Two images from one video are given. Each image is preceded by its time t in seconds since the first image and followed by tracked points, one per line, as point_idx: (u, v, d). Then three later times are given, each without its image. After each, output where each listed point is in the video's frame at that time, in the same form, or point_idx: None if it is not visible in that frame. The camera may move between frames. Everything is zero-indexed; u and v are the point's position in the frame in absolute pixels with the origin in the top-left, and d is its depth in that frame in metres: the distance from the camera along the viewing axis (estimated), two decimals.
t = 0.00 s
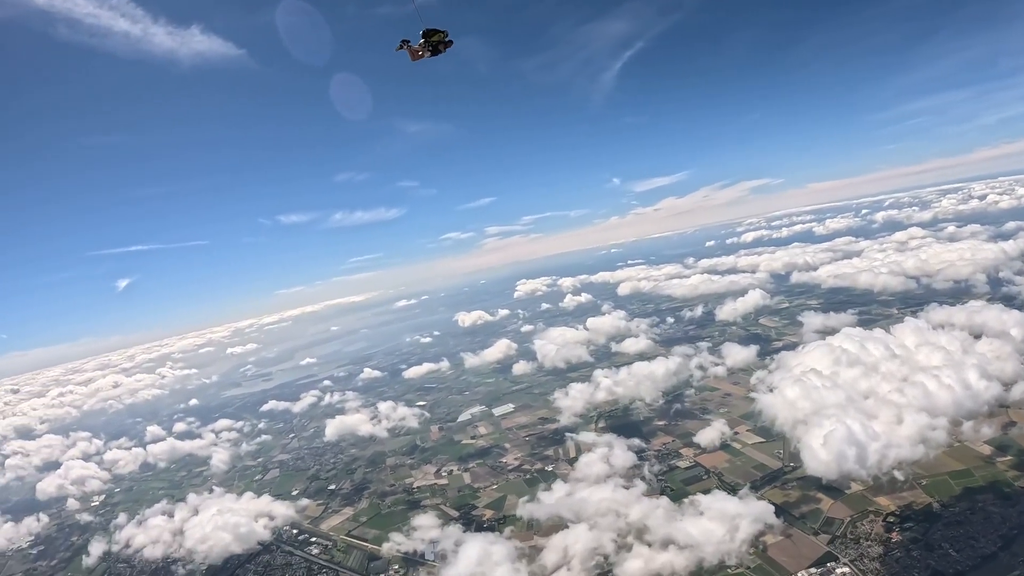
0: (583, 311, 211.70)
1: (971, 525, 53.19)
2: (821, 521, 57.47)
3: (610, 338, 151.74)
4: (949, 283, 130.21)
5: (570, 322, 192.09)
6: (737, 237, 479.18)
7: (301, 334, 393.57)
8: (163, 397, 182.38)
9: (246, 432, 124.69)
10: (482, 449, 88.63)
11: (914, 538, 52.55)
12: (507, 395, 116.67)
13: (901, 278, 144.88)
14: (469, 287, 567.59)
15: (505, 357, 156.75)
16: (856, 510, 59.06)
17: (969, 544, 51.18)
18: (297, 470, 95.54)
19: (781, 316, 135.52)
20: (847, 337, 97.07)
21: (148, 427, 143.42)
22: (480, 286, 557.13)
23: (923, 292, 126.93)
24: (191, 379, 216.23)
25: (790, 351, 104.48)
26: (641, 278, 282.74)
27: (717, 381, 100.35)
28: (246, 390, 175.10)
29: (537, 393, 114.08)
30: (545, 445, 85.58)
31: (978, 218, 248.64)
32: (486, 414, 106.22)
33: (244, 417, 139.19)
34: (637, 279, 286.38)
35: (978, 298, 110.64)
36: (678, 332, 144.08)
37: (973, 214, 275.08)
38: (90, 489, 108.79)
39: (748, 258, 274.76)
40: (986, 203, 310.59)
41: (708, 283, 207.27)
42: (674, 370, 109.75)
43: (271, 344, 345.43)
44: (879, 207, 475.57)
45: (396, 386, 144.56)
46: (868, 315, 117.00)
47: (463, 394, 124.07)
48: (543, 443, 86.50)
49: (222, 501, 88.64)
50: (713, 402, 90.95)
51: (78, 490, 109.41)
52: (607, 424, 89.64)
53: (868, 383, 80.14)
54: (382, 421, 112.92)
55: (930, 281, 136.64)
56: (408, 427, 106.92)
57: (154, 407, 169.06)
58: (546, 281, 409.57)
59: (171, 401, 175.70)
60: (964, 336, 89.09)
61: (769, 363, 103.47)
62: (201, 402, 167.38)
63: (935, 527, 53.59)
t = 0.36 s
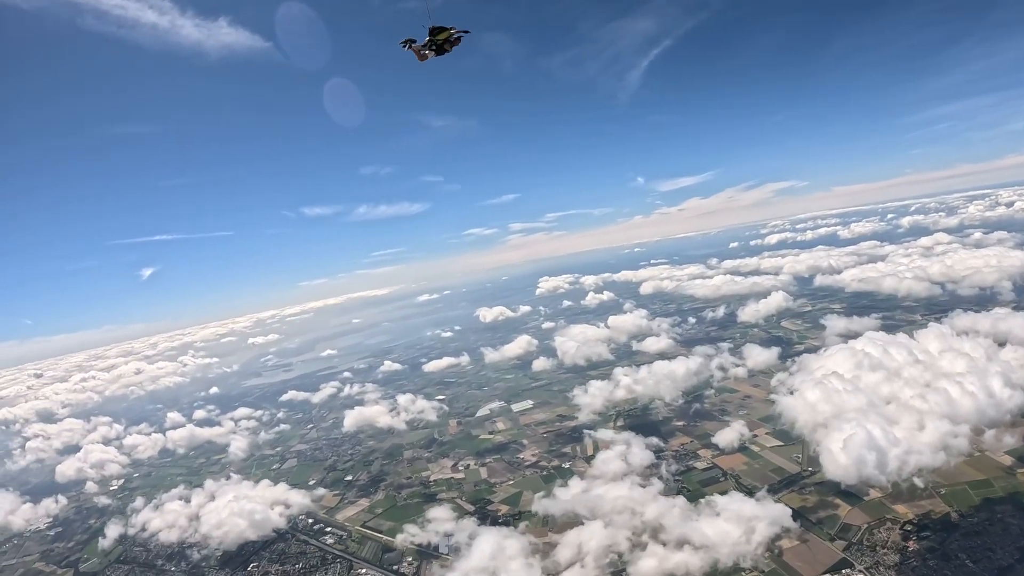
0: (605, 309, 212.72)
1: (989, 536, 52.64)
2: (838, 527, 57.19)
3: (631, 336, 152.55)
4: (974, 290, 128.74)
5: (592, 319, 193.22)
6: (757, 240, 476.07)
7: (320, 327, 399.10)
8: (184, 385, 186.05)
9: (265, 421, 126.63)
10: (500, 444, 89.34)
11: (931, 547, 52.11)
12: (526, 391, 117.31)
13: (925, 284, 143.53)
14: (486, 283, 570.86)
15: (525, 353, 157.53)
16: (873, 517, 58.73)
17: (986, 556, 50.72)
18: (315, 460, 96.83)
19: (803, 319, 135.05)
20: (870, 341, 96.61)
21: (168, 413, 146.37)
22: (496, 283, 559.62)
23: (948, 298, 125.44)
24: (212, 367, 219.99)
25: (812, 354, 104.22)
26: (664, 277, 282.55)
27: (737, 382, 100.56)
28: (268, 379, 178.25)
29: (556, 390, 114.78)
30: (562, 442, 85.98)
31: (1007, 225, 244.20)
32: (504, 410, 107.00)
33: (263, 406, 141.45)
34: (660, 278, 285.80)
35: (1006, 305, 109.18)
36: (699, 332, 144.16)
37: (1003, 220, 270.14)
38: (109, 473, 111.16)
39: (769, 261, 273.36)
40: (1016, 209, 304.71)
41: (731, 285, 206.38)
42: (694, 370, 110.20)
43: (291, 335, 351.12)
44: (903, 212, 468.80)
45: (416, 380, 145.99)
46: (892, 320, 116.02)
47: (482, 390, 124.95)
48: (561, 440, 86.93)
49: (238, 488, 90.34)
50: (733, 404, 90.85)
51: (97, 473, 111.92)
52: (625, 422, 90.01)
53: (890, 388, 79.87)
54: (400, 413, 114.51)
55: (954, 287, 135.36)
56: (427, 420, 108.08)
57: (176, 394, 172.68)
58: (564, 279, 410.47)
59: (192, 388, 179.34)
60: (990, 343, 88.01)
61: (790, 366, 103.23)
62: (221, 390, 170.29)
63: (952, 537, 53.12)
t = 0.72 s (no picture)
0: (636, 309, 212.15)
1: (1018, 545, 51.44)
2: (864, 533, 56.59)
3: (658, 337, 152.87)
4: (1008, 292, 126.10)
5: (621, 319, 193.64)
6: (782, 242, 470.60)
7: (345, 327, 404.88)
8: (212, 381, 189.96)
9: (291, 417, 128.83)
10: (525, 444, 89.96)
11: (958, 555, 51.15)
12: (552, 390, 117.85)
13: (956, 287, 141.30)
14: (506, 284, 573.28)
15: (552, 353, 158.11)
16: (900, 523, 57.97)
17: (1015, 564, 49.63)
18: (340, 457, 98.26)
19: (831, 322, 133.71)
20: (899, 343, 95.66)
21: (195, 408, 149.69)
22: (516, 284, 561.53)
23: (980, 301, 123.31)
24: (240, 364, 224.44)
25: (841, 357, 103.52)
26: (694, 278, 280.93)
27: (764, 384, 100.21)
28: (296, 376, 181.21)
29: (582, 391, 115.26)
30: (587, 443, 86.33)
31: None
32: (530, 409, 107.58)
33: (290, 402, 143.92)
34: (688, 279, 284.12)
35: None
36: (726, 334, 143.61)
37: None
38: (135, 466, 113.77)
39: (795, 263, 270.37)
40: None
41: (758, 287, 204.96)
42: (721, 371, 110.15)
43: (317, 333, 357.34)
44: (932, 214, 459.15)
45: (442, 378, 147.45)
46: (922, 323, 114.52)
47: (507, 389, 125.86)
48: (586, 441, 87.26)
49: (262, 482, 92.07)
50: (760, 407, 90.45)
51: (125, 465, 114.79)
52: (651, 423, 90.21)
53: (920, 391, 79.01)
54: (426, 412, 116.07)
55: (987, 290, 132.88)
56: (453, 419, 109.28)
57: (203, 389, 176.40)
58: (586, 280, 410.89)
59: (220, 384, 183.00)
60: None
61: (818, 367, 102.58)
62: (249, 386, 173.46)
63: (979, 545, 52.04)
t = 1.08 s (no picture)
0: (670, 308, 211.50)
1: None
2: (903, 532, 55.93)
3: (692, 335, 152.89)
4: None
5: (656, 318, 193.61)
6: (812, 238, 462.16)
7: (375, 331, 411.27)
8: (249, 386, 195.06)
9: (326, 421, 131.58)
10: (560, 445, 90.77)
11: (999, 554, 49.86)
12: (587, 391, 118.45)
13: (996, 279, 138.04)
14: (532, 287, 575.01)
15: (586, 354, 158.73)
16: (940, 522, 56.95)
17: None
18: (375, 460, 100.17)
19: (868, 317, 131.82)
20: (937, 336, 94.21)
21: (231, 413, 154.00)
22: (543, 287, 562.68)
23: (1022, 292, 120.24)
24: (275, 369, 229.85)
25: (879, 352, 102.39)
26: (728, 276, 278.32)
27: (800, 381, 99.57)
28: (332, 380, 184.92)
29: (617, 391, 115.75)
30: (623, 444, 86.76)
31: None
32: (565, 411, 108.33)
33: (326, 406, 147.23)
34: (722, 277, 281.30)
35: None
36: (761, 331, 142.71)
37: None
38: (173, 469, 117.33)
39: (829, 258, 265.95)
40: None
41: (794, 283, 202.63)
42: (757, 368, 109.80)
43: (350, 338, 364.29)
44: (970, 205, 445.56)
45: (477, 380, 149.09)
46: (960, 317, 112.38)
47: (542, 390, 126.93)
48: (622, 441, 87.65)
49: (298, 484, 94.48)
50: (796, 404, 89.84)
51: (163, 469, 118.49)
52: (687, 423, 90.38)
53: (960, 385, 77.83)
54: (461, 412, 118.01)
55: None
56: (488, 421, 110.68)
57: (240, 394, 181.11)
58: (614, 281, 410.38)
59: (257, 388, 187.72)
60: None
61: (855, 363, 101.59)
62: (284, 391, 177.40)
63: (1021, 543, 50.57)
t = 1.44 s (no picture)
0: (719, 303, 208.98)
1: None
2: (958, 528, 54.94)
3: (742, 330, 152.02)
4: None
5: (705, 314, 192.04)
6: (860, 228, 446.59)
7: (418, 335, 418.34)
8: (299, 389, 201.79)
9: (376, 422, 135.55)
10: (611, 443, 91.96)
11: None
12: (636, 389, 119.06)
13: None
14: (570, 288, 574.07)
15: (635, 351, 159.56)
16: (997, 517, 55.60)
17: None
18: (425, 460, 103.01)
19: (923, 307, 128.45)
20: (993, 325, 91.73)
21: (282, 416, 159.86)
22: (581, 286, 561.20)
23: None
24: (325, 372, 236.66)
25: (932, 342, 100.40)
26: (777, 269, 272.84)
27: (853, 374, 98.28)
28: (381, 382, 189.52)
29: (666, 388, 116.10)
30: (673, 441, 87.29)
31: None
32: (614, 409, 109.25)
33: (377, 408, 151.77)
34: (772, 271, 275.73)
35: None
36: (812, 325, 140.84)
37: None
38: (224, 471, 122.75)
39: (880, 248, 257.62)
40: None
41: (845, 275, 197.90)
42: (808, 362, 108.89)
43: (395, 342, 372.12)
44: None
45: (526, 380, 151.04)
46: (1017, 304, 108.85)
47: (591, 389, 128.14)
48: (672, 439, 88.20)
49: (347, 484, 98.10)
50: (849, 399, 88.76)
51: (216, 470, 124.14)
52: (737, 419, 90.42)
53: (1018, 374, 75.80)
54: (509, 412, 120.27)
55: None
56: (537, 420, 112.65)
57: (290, 397, 187.22)
58: (655, 279, 407.16)
59: (306, 392, 194.01)
60: None
61: (908, 354, 99.97)
62: (334, 394, 182.69)
63: None
